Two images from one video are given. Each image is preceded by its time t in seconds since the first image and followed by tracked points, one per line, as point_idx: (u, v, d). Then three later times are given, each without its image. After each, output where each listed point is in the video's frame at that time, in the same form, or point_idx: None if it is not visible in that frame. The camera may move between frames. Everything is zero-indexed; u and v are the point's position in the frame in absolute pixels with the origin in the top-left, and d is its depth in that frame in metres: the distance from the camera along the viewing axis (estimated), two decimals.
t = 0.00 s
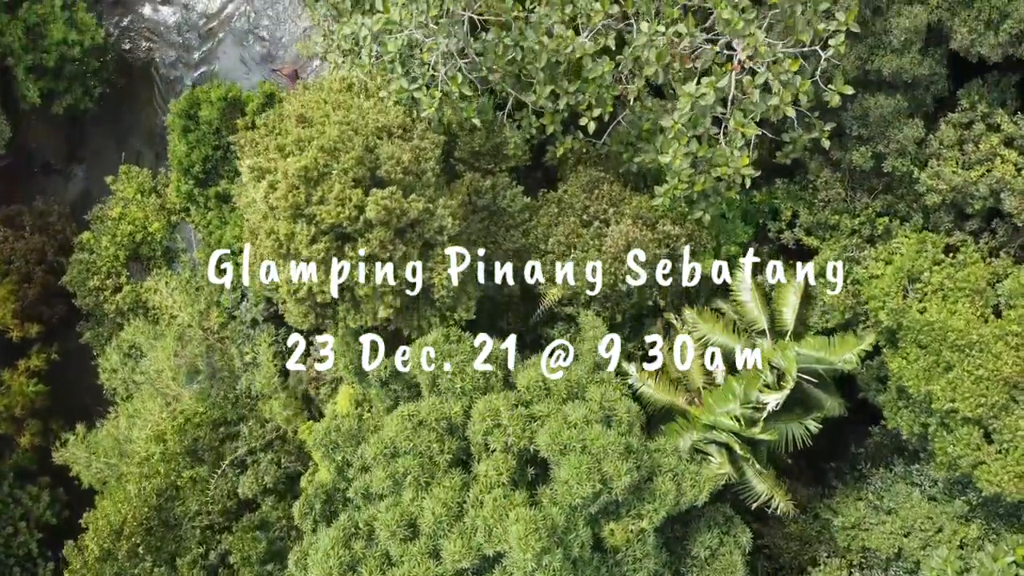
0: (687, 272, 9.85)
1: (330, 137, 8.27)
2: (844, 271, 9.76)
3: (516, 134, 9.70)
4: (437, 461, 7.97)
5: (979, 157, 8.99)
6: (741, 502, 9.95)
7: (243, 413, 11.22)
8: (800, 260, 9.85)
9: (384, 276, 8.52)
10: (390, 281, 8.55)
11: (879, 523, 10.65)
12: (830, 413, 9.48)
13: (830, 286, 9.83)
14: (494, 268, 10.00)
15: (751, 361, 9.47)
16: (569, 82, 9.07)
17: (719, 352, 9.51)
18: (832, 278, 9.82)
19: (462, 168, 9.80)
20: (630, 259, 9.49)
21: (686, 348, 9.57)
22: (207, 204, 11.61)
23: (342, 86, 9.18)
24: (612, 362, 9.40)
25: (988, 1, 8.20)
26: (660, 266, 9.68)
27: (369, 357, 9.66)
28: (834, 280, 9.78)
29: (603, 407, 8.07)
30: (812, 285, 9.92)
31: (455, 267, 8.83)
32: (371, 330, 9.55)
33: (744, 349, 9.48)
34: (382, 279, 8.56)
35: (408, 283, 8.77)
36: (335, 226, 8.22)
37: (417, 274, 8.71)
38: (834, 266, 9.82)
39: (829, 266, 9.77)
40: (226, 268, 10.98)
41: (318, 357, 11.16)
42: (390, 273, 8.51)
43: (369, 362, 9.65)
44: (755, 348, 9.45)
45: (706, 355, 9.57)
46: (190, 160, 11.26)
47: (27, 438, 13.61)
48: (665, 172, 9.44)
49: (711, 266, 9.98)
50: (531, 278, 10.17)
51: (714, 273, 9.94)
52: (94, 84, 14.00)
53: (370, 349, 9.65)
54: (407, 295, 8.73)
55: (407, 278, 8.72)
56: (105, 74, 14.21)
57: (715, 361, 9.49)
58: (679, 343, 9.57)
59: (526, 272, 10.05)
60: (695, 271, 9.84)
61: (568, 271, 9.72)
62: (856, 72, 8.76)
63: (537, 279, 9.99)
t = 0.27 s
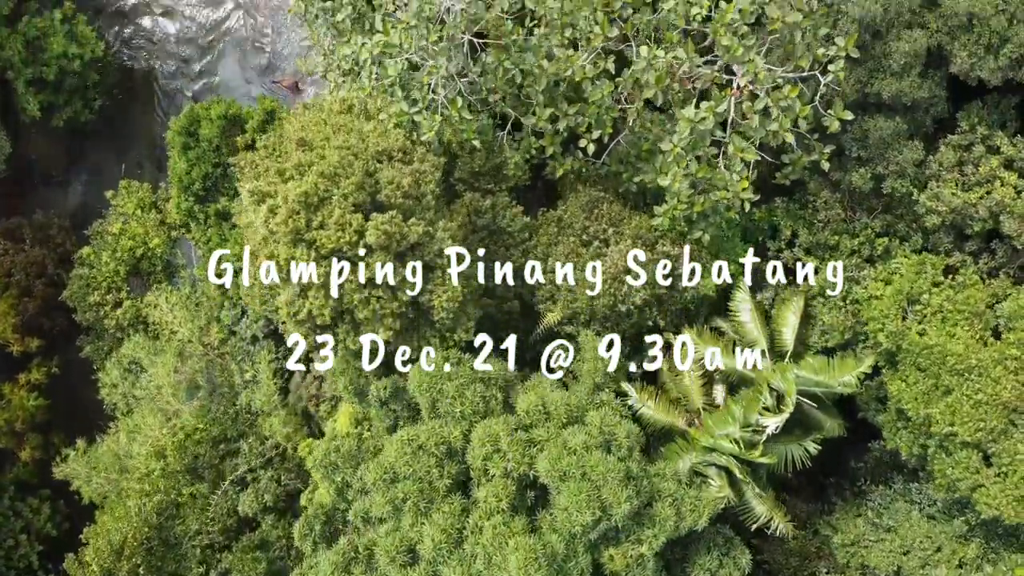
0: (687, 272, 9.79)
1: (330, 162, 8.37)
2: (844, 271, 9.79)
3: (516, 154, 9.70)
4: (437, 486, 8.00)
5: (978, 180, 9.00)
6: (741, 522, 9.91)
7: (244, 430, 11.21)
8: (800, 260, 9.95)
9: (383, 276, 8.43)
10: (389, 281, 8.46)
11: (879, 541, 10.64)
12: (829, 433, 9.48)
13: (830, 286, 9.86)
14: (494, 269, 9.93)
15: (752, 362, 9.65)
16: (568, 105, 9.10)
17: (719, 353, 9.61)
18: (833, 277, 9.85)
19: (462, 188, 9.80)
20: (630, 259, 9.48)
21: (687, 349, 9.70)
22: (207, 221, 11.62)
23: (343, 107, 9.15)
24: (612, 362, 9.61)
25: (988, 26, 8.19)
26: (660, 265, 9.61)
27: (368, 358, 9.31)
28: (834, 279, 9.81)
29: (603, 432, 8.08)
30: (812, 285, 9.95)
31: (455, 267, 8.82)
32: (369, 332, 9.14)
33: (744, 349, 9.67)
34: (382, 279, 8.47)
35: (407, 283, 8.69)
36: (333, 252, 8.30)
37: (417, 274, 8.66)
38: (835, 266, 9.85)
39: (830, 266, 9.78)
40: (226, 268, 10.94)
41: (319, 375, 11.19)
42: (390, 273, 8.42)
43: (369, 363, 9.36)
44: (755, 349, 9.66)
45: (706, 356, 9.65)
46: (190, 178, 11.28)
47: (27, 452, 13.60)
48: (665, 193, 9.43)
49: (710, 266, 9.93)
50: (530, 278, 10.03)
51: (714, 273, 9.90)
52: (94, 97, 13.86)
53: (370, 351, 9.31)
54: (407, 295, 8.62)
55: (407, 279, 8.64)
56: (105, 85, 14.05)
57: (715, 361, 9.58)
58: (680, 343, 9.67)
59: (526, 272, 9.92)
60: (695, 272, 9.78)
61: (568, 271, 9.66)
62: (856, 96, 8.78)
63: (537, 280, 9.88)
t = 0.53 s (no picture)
0: (687, 271, 9.80)
1: (330, 189, 8.43)
2: (844, 271, 9.81)
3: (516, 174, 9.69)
4: (436, 511, 8.03)
5: (978, 202, 9.00)
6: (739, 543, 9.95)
7: (243, 446, 11.33)
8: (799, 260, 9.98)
9: (383, 276, 8.35)
10: (389, 280, 8.38)
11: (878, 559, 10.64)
12: (829, 453, 9.49)
13: (830, 286, 9.89)
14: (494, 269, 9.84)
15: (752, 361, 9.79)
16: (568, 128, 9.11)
17: (719, 352, 9.79)
18: (833, 277, 9.88)
19: (462, 208, 9.71)
20: (630, 259, 9.63)
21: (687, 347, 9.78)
22: (207, 238, 11.63)
23: (342, 129, 9.18)
24: (612, 361, 9.81)
25: (988, 51, 8.19)
26: (660, 266, 9.68)
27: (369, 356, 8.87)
28: (834, 279, 9.85)
29: (602, 457, 8.10)
30: (812, 285, 9.99)
31: (455, 267, 8.91)
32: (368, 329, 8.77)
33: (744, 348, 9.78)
34: (382, 279, 8.41)
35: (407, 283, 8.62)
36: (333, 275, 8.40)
37: (417, 274, 8.58)
38: (834, 266, 9.87)
39: (830, 266, 9.83)
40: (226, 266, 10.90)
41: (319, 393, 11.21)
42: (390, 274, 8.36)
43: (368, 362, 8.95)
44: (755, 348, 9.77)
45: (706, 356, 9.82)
46: (190, 196, 11.29)
47: (28, 465, 13.61)
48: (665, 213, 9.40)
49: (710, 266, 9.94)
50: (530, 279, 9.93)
51: (714, 272, 9.91)
52: (94, 109, 13.76)
53: (369, 349, 8.88)
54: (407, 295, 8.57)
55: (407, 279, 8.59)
56: (105, 97, 13.97)
57: (715, 361, 9.73)
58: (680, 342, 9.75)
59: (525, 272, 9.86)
60: (695, 272, 9.81)
61: (567, 271, 9.69)
62: (855, 119, 8.78)
63: (537, 279, 9.83)
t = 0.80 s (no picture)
0: (686, 272, 9.73)
1: (330, 215, 8.51)
2: (844, 271, 9.76)
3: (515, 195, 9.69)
4: (436, 536, 8.04)
5: (977, 225, 8.99)
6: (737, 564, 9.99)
7: (243, 463, 11.36)
8: (799, 260, 9.92)
9: (383, 276, 8.41)
10: (389, 281, 8.44)
11: None
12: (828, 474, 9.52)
13: (830, 286, 9.86)
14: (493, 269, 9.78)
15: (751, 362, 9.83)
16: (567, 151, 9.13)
17: (718, 353, 10.04)
18: (833, 277, 9.84)
19: (462, 228, 9.71)
20: (630, 259, 9.61)
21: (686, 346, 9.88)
22: (207, 255, 11.64)
23: (343, 151, 9.17)
24: (611, 361, 9.80)
25: (987, 76, 8.19)
26: (660, 266, 9.53)
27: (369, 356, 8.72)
28: (834, 280, 9.81)
29: (601, 482, 8.18)
30: (812, 285, 9.92)
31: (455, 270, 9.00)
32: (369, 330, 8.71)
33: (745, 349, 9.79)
34: (382, 281, 8.45)
35: (407, 283, 8.65)
36: (333, 300, 8.51)
37: (417, 274, 8.63)
38: (834, 266, 9.81)
39: (830, 266, 9.76)
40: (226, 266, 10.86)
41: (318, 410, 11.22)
42: (390, 274, 8.41)
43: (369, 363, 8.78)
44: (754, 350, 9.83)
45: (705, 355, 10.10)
46: (190, 214, 11.31)
47: (28, 479, 13.64)
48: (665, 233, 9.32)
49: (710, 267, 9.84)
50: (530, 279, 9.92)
51: (714, 272, 9.80)
52: (94, 121, 13.64)
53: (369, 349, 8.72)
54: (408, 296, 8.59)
55: (407, 279, 8.62)
56: (105, 109, 13.86)
57: (715, 361, 10.01)
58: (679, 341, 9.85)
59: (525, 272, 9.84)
60: (695, 272, 9.75)
61: (567, 271, 9.68)
62: (854, 143, 8.80)
63: (536, 279, 9.82)
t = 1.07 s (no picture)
0: (687, 272, 9.47)
1: (330, 241, 8.58)
2: (844, 271, 9.66)
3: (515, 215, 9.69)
4: (435, 561, 8.07)
5: (976, 247, 9.00)
6: None
7: (243, 480, 11.34)
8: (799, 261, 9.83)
9: (384, 276, 8.54)
10: (389, 281, 8.54)
11: None
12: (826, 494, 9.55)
13: (831, 286, 9.77)
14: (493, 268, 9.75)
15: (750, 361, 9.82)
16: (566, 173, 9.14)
17: (718, 352, 10.01)
18: (833, 277, 9.74)
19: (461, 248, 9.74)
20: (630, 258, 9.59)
21: (686, 348, 9.86)
22: (207, 272, 11.67)
23: (342, 172, 9.22)
24: (611, 362, 9.65)
25: (987, 102, 8.20)
26: (660, 266, 9.32)
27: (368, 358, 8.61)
28: (834, 280, 9.72)
29: (600, 508, 8.23)
30: (812, 285, 9.79)
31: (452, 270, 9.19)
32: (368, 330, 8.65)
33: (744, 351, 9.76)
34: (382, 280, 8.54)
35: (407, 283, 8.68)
36: (333, 325, 8.56)
37: (418, 274, 8.64)
38: (835, 266, 9.71)
39: (830, 266, 9.67)
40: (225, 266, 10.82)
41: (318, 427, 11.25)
42: (390, 273, 8.51)
43: (369, 362, 8.65)
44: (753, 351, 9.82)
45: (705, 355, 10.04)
46: (190, 232, 11.34)
47: (28, 493, 13.67)
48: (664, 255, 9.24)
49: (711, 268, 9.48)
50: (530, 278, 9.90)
51: (713, 274, 9.43)
52: (94, 134, 13.57)
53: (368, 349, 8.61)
54: (408, 296, 8.61)
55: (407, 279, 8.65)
56: (105, 123, 13.82)
57: (714, 360, 9.99)
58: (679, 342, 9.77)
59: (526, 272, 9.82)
60: (694, 273, 9.55)
61: (567, 271, 9.65)
62: (852, 166, 8.82)
63: (536, 279, 9.81)
